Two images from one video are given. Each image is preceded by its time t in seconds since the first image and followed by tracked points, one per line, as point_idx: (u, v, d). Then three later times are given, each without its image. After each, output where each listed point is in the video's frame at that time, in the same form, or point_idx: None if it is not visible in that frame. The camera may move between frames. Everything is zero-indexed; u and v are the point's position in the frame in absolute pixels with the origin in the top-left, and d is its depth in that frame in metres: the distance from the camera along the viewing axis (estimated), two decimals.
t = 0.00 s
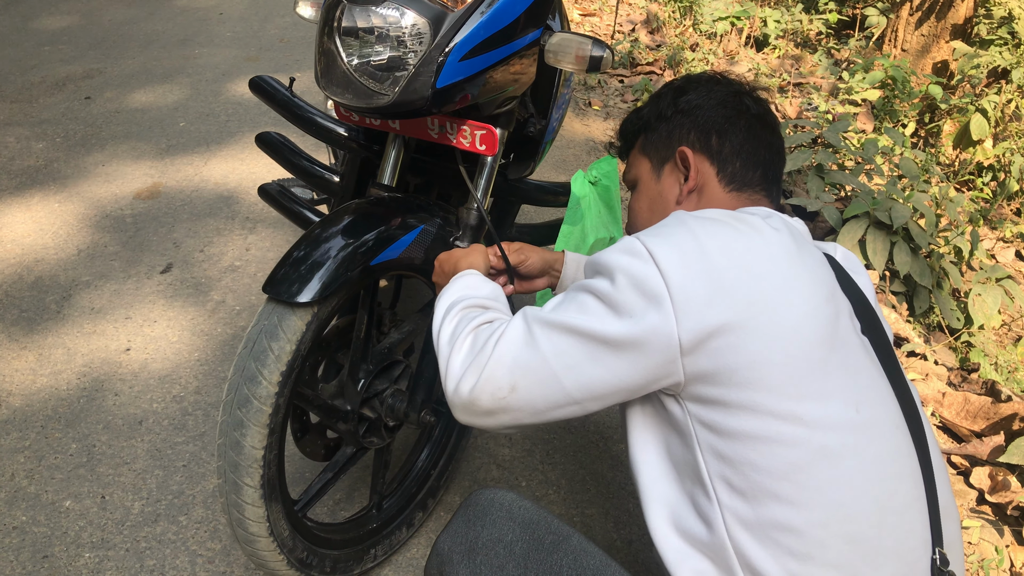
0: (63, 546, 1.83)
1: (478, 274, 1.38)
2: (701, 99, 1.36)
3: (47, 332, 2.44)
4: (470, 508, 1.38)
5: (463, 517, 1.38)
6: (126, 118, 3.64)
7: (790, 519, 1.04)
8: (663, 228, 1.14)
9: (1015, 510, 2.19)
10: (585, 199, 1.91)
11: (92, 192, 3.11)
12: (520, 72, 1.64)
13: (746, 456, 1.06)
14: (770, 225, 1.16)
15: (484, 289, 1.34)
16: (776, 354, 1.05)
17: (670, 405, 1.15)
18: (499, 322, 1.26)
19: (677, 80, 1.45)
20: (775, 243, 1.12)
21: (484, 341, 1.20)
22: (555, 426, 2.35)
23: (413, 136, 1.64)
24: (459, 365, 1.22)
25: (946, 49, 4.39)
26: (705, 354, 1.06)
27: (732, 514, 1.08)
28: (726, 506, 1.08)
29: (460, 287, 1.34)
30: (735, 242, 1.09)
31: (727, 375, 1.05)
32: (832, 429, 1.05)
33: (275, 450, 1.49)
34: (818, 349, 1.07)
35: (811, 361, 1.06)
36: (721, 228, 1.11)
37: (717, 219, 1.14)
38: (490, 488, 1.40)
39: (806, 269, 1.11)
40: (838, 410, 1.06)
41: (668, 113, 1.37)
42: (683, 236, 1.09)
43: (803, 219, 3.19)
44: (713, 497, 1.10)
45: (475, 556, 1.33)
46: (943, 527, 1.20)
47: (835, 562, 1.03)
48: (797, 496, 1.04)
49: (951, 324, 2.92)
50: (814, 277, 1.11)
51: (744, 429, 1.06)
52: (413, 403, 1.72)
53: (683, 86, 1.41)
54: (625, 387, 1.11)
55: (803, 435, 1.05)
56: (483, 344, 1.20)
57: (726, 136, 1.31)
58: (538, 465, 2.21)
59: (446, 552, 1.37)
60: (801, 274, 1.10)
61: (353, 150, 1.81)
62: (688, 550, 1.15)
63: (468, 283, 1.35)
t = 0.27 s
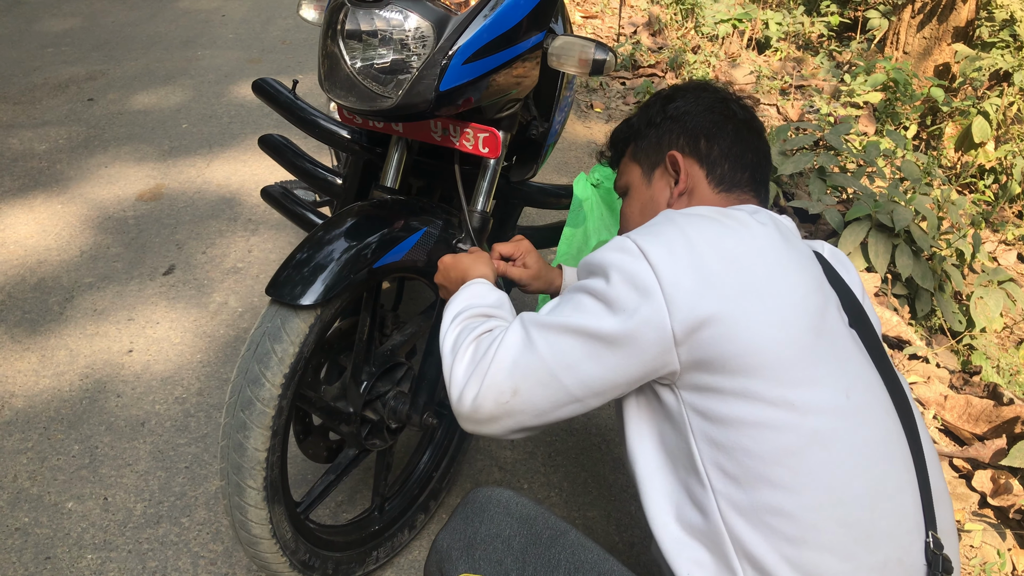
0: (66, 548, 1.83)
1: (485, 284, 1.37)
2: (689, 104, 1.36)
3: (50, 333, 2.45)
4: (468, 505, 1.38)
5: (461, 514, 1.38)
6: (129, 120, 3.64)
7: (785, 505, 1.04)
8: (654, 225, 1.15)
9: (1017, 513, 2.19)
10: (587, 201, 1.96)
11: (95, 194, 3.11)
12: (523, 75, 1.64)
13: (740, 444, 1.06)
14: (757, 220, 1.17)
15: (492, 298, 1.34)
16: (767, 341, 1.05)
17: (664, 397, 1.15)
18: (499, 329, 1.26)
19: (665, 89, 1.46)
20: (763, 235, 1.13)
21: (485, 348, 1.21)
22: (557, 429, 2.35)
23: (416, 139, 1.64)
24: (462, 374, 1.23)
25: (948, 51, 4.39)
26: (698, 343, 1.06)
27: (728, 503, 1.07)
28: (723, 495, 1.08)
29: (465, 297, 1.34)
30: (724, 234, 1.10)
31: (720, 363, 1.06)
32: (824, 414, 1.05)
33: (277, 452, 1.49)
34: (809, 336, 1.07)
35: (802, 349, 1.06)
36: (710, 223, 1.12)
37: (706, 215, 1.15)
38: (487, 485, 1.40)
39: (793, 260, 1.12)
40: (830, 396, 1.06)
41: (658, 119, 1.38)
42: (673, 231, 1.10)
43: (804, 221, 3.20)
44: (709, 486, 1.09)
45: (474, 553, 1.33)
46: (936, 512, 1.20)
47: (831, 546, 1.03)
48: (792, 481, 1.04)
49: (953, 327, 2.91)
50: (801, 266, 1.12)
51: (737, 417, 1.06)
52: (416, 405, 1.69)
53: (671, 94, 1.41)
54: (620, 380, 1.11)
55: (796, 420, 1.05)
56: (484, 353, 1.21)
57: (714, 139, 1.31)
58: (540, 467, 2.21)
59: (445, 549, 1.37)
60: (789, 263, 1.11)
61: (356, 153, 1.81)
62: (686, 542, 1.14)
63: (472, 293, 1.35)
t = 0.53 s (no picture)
0: (67, 549, 1.84)
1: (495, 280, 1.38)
2: (669, 107, 1.36)
3: (51, 334, 2.45)
4: (474, 516, 1.38)
5: (468, 524, 1.37)
6: (131, 121, 3.65)
7: (782, 496, 1.03)
8: (642, 220, 1.15)
9: (1018, 516, 2.19)
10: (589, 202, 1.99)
11: (97, 195, 3.12)
12: (524, 77, 1.65)
13: (736, 437, 1.06)
14: (744, 215, 1.17)
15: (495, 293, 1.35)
16: (760, 333, 1.05)
17: (657, 392, 1.15)
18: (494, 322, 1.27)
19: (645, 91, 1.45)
20: (751, 229, 1.13)
21: (477, 342, 1.22)
22: (558, 430, 2.35)
23: (416, 141, 1.64)
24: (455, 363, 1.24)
25: (949, 54, 4.38)
26: (691, 337, 1.06)
27: (725, 496, 1.07)
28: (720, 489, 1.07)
29: (470, 291, 1.35)
30: (713, 228, 1.10)
31: (713, 356, 1.05)
32: (818, 405, 1.05)
33: (278, 454, 1.49)
34: (800, 327, 1.07)
35: (793, 340, 1.07)
36: (697, 217, 1.12)
37: (693, 210, 1.15)
38: (494, 495, 1.39)
39: (782, 253, 1.13)
40: (823, 387, 1.07)
41: (638, 124, 1.38)
42: (662, 225, 1.11)
43: (806, 223, 3.19)
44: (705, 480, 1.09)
45: (481, 564, 1.32)
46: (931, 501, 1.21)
47: (829, 536, 1.03)
48: (788, 473, 1.04)
49: (954, 330, 2.90)
50: (789, 260, 1.12)
51: (732, 410, 1.06)
52: (417, 407, 1.69)
53: (651, 96, 1.41)
54: (611, 372, 1.11)
55: (790, 412, 1.05)
56: (476, 345, 1.22)
57: (696, 141, 1.31)
58: (541, 469, 2.21)
59: (451, 559, 1.36)
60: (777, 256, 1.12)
61: (357, 155, 1.81)
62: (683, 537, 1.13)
63: (480, 286, 1.36)
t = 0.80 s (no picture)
0: (67, 550, 1.84)
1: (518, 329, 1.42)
2: (670, 112, 1.36)
3: (51, 335, 2.45)
4: (481, 534, 1.37)
5: (475, 543, 1.36)
6: (132, 122, 3.65)
7: (791, 517, 1.04)
8: (644, 240, 1.14)
9: (1018, 518, 2.19)
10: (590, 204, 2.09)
11: (97, 196, 3.12)
12: (526, 78, 1.65)
13: (745, 457, 1.06)
14: (745, 227, 1.16)
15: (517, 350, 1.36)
16: (768, 354, 1.05)
17: (664, 411, 1.15)
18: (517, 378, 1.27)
19: (644, 93, 1.44)
20: (756, 245, 1.13)
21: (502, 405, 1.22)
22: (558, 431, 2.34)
23: (417, 142, 1.64)
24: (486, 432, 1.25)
25: (951, 56, 4.38)
26: (699, 359, 1.05)
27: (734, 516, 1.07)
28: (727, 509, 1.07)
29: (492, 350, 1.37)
30: (718, 246, 1.10)
31: (721, 377, 1.05)
32: (826, 424, 1.05)
33: (278, 455, 1.48)
34: (807, 345, 1.07)
35: (800, 359, 1.06)
36: (701, 234, 1.11)
37: (693, 224, 1.14)
38: (502, 512, 1.38)
39: (787, 269, 1.12)
40: (831, 406, 1.06)
41: (638, 128, 1.37)
42: (665, 247, 1.10)
43: (806, 225, 3.19)
44: (712, 500, 1.09)
45: None
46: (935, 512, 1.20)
47: (838, 555, 1.04)
48: (797, 494, 1.04)
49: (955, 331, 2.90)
50: (794, 275, 1.12)
51: (740, 430, 1.06)
52: (417, 409, 1.69)
53: (650, 100, 1.40)
54: (629, 405, 1.10)
55: (799, 433, 1.04)
56: (502, 410, 1.22)
57: (698, 147, 1.31)
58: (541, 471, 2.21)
59: None
60: (784, 273, 1.11)
61: (358, 156, 1.81)
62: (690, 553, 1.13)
63: (506, 342, 1.38)
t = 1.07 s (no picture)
0: (65, 550, 1.83)
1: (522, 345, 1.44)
2: (675, 109, 1.35)
3: (50, 335, 2.45)
4: (483, 521, 1.28)
5: (476, 531, 1.28)
6: (132, 122, 3.65)
7: (797, 525, 1.04)
8: (648, 248, 1.13)
9: (1018, 519, 2.19)
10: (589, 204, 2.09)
11: (96, 196, 3.12)
12: (524, 78, 1.64)
13: (750, 466, 1.06)
14: (747, 230, 1.15)
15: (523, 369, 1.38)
16: (774, 362, 1.05)
17: (668, 418, 1.15)
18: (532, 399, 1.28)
19: (649, 85, 1.43)
20: (762, 250, 1.12)
21: (520, 434, 1.23)
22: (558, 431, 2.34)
23: (416, 142, 1.64)
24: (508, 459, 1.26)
25: (951, 56, 4.37)
26: (704, 368, 1.05)
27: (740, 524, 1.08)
28: (732, 517, 1.07)
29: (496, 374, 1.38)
30: (722, 253, 1.09)
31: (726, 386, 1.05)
32: (832, 432, 1.05)
33: (276, 455, 1.48)
34: (813, 352, 1.07)
35: (806, 365, 1.06)
36: (704, 241, 1.10)
37: (694, 230, 1.14)
38: (504, 498, 1.27)
39: (792, 273, 1.11)
40: (837, 414, 1.06)
41: (642, 125, 1.36)
42: (669, 256, 1.09)
43: (807, 226, 3.19)
44: (717, 508, 1.09)
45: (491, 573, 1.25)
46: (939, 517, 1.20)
47: (842, 561, 1.05)
48: (802, 502, 1.04)
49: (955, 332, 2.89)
50: (799, 279, 1.11)
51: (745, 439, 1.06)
52: (416, 408, 1.66)
53: (655, 94, 1.39)
54: (644, 419, 1.10)
55: (804, 441, 1.04)
56: (521, 439, 1.23)
57: (702, 147, 1.30)
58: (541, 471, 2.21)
59: (458, 566, 1.29)
60: (789, 278, 1.10)
61: (358, 155, 1.80)
62: (694, 559, 1.14)
63: (509, 364, 1.39)
